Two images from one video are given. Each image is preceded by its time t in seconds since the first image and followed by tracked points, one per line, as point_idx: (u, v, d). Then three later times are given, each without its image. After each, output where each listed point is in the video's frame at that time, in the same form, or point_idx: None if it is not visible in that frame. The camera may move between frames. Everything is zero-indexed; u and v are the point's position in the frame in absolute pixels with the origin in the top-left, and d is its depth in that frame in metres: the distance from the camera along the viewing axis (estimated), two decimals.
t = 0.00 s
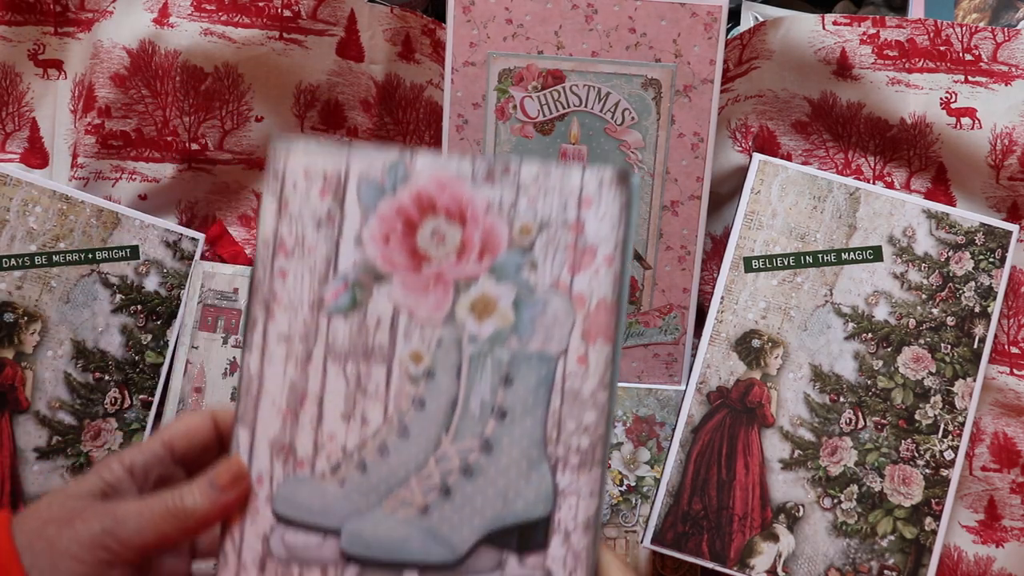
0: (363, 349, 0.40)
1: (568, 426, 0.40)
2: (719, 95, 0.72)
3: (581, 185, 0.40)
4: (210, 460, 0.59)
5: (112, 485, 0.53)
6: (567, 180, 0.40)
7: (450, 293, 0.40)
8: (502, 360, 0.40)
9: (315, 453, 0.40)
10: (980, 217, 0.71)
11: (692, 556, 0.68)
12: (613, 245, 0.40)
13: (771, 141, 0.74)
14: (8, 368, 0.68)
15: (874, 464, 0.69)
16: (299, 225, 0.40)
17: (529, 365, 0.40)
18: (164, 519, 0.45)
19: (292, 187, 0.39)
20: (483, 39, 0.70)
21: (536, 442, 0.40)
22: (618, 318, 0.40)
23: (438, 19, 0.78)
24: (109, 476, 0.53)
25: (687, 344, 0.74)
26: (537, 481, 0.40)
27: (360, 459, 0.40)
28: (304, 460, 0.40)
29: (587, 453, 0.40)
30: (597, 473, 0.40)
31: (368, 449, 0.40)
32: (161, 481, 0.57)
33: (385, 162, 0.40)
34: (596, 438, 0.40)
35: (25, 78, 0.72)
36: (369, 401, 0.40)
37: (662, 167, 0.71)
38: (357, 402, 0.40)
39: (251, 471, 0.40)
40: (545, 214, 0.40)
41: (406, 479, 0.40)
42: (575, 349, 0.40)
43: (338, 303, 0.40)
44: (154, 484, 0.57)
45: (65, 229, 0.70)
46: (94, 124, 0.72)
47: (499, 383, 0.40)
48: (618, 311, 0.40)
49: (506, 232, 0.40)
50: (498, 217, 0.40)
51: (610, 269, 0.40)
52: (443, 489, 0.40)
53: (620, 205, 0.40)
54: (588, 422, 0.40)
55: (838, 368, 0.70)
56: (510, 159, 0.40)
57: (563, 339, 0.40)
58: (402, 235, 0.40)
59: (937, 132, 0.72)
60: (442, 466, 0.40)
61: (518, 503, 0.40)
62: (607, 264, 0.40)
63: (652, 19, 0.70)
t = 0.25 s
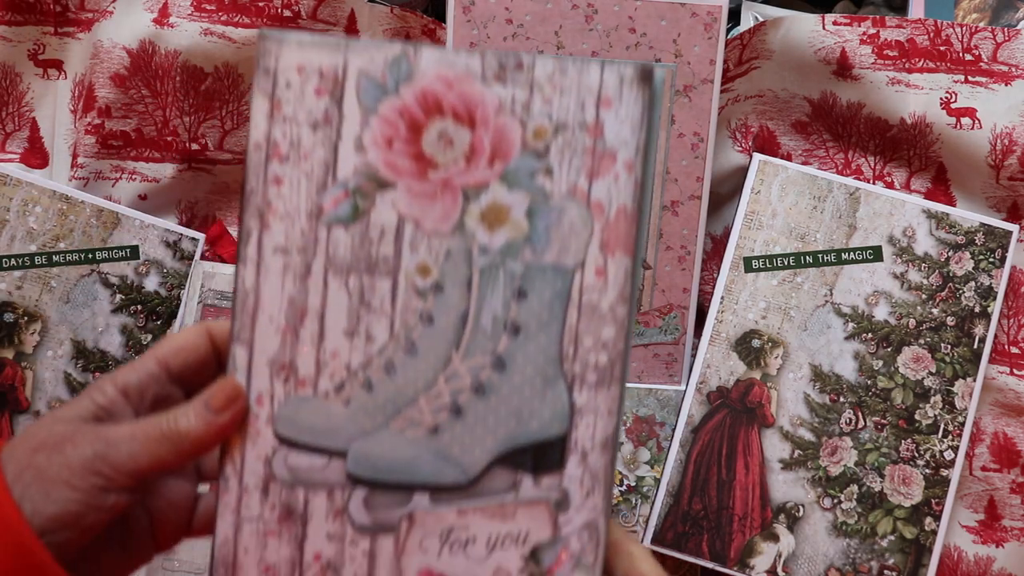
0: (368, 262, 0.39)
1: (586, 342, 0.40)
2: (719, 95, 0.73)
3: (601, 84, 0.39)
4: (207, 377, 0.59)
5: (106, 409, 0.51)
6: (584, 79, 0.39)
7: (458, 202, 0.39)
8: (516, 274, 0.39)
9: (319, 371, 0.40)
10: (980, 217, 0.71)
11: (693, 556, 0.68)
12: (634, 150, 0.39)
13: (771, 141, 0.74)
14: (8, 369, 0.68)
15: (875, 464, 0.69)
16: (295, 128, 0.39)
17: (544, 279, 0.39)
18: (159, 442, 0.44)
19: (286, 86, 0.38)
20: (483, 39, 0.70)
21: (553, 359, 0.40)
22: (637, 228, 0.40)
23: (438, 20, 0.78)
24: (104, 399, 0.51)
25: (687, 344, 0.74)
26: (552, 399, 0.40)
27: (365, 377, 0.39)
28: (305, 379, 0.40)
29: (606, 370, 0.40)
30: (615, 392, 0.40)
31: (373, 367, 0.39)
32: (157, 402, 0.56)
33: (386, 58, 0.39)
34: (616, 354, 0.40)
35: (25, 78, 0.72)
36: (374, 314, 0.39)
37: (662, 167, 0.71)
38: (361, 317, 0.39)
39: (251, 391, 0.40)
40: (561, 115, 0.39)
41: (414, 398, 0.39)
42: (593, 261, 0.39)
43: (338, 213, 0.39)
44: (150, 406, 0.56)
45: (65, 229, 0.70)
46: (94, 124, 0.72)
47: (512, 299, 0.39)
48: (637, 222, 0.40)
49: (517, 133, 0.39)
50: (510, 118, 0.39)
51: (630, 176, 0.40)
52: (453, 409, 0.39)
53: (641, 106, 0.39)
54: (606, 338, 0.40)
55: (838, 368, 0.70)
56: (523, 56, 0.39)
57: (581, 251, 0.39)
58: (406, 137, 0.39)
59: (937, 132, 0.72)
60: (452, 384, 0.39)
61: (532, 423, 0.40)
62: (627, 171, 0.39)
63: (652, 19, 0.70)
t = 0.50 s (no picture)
0: (389, 229, 0.43)
1: (603, 312, 0.43)
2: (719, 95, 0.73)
3: (621, 63, 0.44)
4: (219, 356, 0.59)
5: (121, 387, 0.52)
6: (606, 58, 0.44)
7: (481, 170, 0.43)
8: (535, 242, 0.43)
9: (336, 336, 0.43)
10: (980, 217, 0.71)
11: (693, 556, 0.68)
12: (651, 126, 0.44)
13: (771, 141, 0.74)
14: (8, 369, 0.68)
15: (874, 464, 0.69)
16: (325, 97, 0.43)
17: (562, 247, 0.43)
18: (176, 415, 0.45)
19: (318, 58, 0.43)
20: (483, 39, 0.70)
21: (570, 327, 0.43)
22: (655, 201, 0.44)
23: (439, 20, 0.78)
24: (119, 376, 0.52)
25: (687, 344, 0.74)
26: (568, 367, 0.43)
27: (383, 343, 0.42)
28: (323, 344, 0.42)
29: (622, 339, 0.43)
30: (631, 359, 0.43)
31: (391, 333, 0.42)
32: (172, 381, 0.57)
33: (417, 35, 0.44)
34: (632, 324, 0.43)
35: (25, 78, 0.72)
36: (394, 282, 0.43)
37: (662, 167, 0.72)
38: (382, 283, 0.43)
39: (267, 354, 0.42)
40: (583, 93, 0.44)
41: (431, 365, 0.42)
42: (613, 232, 0.43)
43: (363, 179, 0.43)
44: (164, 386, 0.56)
45: (65, 229, 0.70)
46: (94, 124, 0.72)
47: (529, 267, 0.43)
48: (655, 194, 0.44)
49: (538, 109, 0.44)
50: (531, 92, 0.44)
51: (648, 150, 0.44)
52: (469, 376, 0.42)
53: (659, 85, 0.44)
54: (622, 307, 0.43)
55: (838, 369, 0.70)
56: (548, 37, 0.44)
57: (598, 223, 0.43)
58: (433, 108, 0.44)
59: (937, 132, 0.72)
60: (468, 352, 0.42)
61: (548, 392, 0.42)
62: (646, 145, 0.44)
63: (652, 19, 0.70)
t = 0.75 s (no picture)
0: (396, 247, 0.42)
1: (608, 321, 0.42)
2: (719, 95, 0.73)
3: (620, 75, 0.43)
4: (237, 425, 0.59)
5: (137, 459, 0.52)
6: (604, 70, 0.43)
7: (485, 187, 0.42)
8: (538, 256, 0.42)
9: (347, 355, 0.42)
10: (980, 217, 0.71)
11: (692, 556, 0.68)
12: (651, 135, 0.43)
13: (771, 141, 0.74)
14: (8, 369, 0.68)
15: (874, 464, 0.69)
16: (330, 120, 0.42)
17: (566, 259, 0.42)
18: (190, 514, 0.44)
19: (323, 82, 0.42)
20: (483, 39, 0.70)
21: (576, 338, 0.42)
22: (656, 210, 0.42)
23: (438, 20, 0.78)
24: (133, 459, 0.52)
25: (687, 344, 0.73)
26: (576, 377, 0.42)
27: (393, 360, 0.42)
28: (335, 363, 0.42)
29: (628, 348, 0.42)
30: (638, 368, 0.42)
31: (400, 350, 0.42)
32: (189, 459, 0.58)
33: (419, 55, 0.43)
34: (637, 333, 0.42)
35: (25, 78, 0.72)
36: (403, 299, 0.42)
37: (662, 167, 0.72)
38: (390, 300, 0.42)
39: (281, 375, 0.42)
40: (583, 106, 0.43)
41: (440, 381, 0.41)
42: (614, 242, 0.42)
43: (370, 199, 0.42)
44: (182, 463, 0.57)
45: (65, 229, 0.70)
46: (94, 124, 0.72)
47: (535, 280, 0.42)
48: (656, 204, 0.42)
49: (540, 124, 0.43)
50: (533, 108, 0.43)
51: (648, 160, 0.42)
52: (479, 391, 0.41)
53: (658, 95, 0.43)
54: (627, 317, 0.42)
55: (838, 369, 0.70)
56: (546, 52, 0.43)
57: (600, 234, 0.42)
58: (436, 127, 0.43)
59: (937, 132, 0.72)
60: (477, 365, 0.41)
61: (556, 403, 0.42)
62: (646, 155, 0.42)
63: (652, 19, 0.70)
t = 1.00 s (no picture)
0: (377, 271, 0.45)
1: (586, 329, 0.44)
2: (719, 95, 0.73)
3: (581, 101, 0.46)
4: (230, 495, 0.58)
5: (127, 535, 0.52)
6: (566, 98, 0.46)
7: (459, 211, 0.45)
8: (515, 272, 0.45)
9: (333, 377, 0.44)
10: (980, 217, 0.71)
11: (693, 556, 0.68)
12: (614, 154, 0.45)
13: (771, 141, 0.74)
14: (8, 368, 0.68)
15: (874, 464, 0.69)
16: (308, 156, 0.46)
17: (542, 274, 0.45)
18: None
19: (299, 121, 0.46)
20: (483, 39, 0.70)
21: (556, 347, 0.44)
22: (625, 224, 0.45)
23: (439, 19, 0.78)
24: (123, 527, 0.53)
25: (687, 344, 0.74)
26: (558, 386, 0.44)
27: (378, 379, 0.44)
28: (321, 386, 0.44)
29: (607, 354, 0.44)
30: (618, 373, 0.44)
31: (385, 369, 0.44)
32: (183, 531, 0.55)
33: (390, 93, 0.47)
34: (615, 339, 0.44)
35: (25, 78, 0.72)
36: (385, 319, 0.45)
37: (662, 167, 0.72)
38: (373, 322, 0.45)
39: (269, 393, 0.44)
40: (547, 131, 0.46)
41: (427, 397, 0.44)
42: (587, 254, 0.45)
43: (349, 228, 0.45)
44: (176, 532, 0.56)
45: (65, 229, 0.70)
46: (94, 124, 0.72)
47: (513, 295, 0.44)
48: (624, 217, 0.45)
49: (508, 150, 0.46)
50: (500, 135, 0.46)
51: (613, 177, 0.45)
52: (464, 403, 0.44)
53: (619, 117, 0.46)
54: (604, 323, 0.44)
55: (838, 368, 0.70)
56: (511, 83, 0.46)
57: (574, 247, 0.45)
58: (410, 157, 0.46)
59: (937, 132, 0.72)
60: (461, 379, 0.44)
61: (541, 411, 0.44)
62: (611, 173, 0.45)
63: (652, 19, 0.70)
